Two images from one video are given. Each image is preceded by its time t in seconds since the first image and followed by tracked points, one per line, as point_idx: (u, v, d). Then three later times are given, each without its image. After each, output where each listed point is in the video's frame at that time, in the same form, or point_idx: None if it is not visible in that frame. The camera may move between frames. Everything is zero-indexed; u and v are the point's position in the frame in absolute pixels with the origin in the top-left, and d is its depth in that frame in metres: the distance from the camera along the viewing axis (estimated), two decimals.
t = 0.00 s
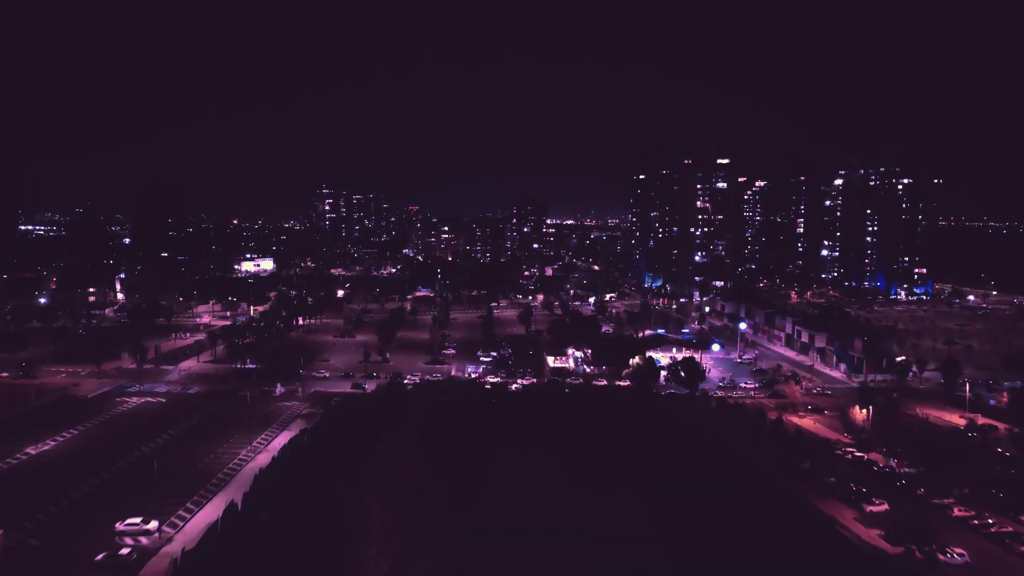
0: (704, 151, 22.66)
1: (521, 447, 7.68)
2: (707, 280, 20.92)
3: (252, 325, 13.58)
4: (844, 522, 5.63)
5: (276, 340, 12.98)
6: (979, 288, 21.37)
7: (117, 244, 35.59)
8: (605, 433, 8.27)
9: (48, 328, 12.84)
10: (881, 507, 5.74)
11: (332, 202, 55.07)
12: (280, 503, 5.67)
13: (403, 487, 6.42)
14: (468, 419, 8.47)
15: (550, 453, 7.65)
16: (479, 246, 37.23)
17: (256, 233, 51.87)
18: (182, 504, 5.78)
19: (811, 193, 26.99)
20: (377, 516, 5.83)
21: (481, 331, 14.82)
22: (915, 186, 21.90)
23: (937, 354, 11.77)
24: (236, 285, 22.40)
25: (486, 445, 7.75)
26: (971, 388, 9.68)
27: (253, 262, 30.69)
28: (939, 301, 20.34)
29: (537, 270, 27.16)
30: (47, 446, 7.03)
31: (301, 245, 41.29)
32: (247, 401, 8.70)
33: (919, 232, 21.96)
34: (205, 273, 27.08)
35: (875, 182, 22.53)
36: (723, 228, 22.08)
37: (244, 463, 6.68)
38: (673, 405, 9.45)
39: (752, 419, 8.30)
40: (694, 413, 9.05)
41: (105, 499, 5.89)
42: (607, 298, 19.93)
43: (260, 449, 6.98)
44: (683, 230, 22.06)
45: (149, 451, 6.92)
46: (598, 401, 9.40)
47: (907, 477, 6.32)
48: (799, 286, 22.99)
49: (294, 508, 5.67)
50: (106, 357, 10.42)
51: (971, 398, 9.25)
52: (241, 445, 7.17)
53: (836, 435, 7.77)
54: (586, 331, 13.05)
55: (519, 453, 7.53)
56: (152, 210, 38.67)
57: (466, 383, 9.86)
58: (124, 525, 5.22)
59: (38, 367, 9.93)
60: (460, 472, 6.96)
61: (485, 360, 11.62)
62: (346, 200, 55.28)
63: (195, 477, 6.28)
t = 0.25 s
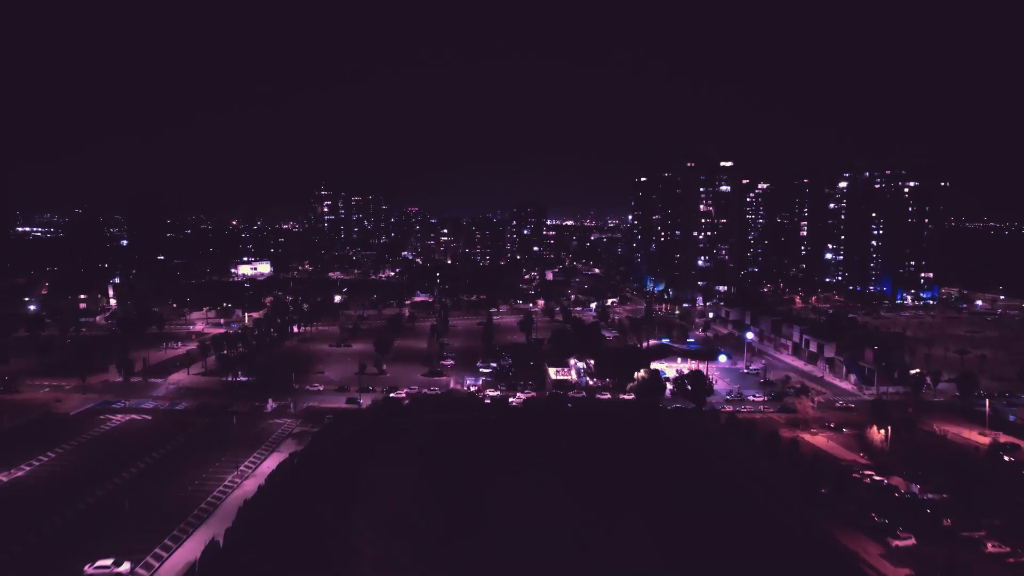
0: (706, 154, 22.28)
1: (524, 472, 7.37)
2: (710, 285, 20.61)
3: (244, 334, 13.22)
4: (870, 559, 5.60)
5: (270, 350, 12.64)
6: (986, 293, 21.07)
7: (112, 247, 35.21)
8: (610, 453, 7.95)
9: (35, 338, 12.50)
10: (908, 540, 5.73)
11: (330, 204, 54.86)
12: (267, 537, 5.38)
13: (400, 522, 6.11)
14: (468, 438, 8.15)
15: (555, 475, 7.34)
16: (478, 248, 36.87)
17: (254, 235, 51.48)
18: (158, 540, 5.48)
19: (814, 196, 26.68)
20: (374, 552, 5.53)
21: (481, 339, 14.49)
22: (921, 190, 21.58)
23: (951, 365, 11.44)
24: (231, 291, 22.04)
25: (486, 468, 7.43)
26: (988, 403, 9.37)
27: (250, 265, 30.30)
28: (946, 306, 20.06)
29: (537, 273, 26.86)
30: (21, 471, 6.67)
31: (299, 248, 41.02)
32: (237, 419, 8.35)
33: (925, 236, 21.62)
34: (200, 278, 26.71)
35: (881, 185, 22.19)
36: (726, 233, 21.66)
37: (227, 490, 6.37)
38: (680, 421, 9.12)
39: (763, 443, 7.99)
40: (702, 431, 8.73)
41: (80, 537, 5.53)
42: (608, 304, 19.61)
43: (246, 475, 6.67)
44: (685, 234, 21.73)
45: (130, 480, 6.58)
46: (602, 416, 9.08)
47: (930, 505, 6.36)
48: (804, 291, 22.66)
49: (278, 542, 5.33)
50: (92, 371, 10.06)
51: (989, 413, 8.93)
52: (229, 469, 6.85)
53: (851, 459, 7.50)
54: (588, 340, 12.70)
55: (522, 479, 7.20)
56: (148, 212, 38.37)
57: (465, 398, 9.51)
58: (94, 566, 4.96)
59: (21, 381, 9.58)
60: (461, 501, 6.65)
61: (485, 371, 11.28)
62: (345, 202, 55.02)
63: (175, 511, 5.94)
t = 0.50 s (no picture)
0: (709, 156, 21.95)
1: (525, 494, 7.04)
2: (713, 289, 20.30)
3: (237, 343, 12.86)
4: None
5: (263, 361, 12.28)
6: (994, 298, 20.76)
7: (109, 250, 34.86)
8: (616, 473, 7.63)
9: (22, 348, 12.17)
10: None
11: (329, 206, 54.66)
12: None
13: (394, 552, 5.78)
14: (467, 457, 7.81)
15: (558, 498, 7.01)
16: (478, 251, 36.54)
17: (252, 237, 51.16)
18: None
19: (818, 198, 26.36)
20: None
21: (480, 347, 14.17)
22: (928, 193, 21.26)
23: (964, 375, 11.11)
24: (226, 296, 21.70)
25: (486, 490, 7.11)
26: (1006, 418, 9.05)
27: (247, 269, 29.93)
28: (953, 310, 19.74)
29: (537, 277, 26.57)
30: None
31: (297, 250, 40.72)
32: (227, 437, 8.03)
33: (932, 239, 21.26)
34: (196, 282, 26.38)
35: (887, 188, 21.89)
36: (730, 237, 21.36)
37: (211, 522, 6.06)
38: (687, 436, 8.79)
39: (775, 463, 7.68)
40: (710, 447, 8.41)
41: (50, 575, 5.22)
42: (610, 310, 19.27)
43: (233, 503, 6.36)
44: (688, 238, 21.40)
45: (108, 508, 6.27)
46: (607, 432, 8.73)
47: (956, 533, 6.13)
48: (808, 295, 22.32)
49: None
50: (78, 384, 9.73)
51: (1008, 429, 8.59)
52: (215, 495, 6.52)
53: (867, 481, 7.18)
54: (591, 350, 12.37)
55: (523, 501, 6.87)
56: (145, 214, 38.06)
57: (464, 412, 9.18)
58: None
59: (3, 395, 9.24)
60: (459, 527, 6.32)
61: (485, 383, 10.94)
62: (344, 203, 54.78)
63: (154, 546, 5.64)
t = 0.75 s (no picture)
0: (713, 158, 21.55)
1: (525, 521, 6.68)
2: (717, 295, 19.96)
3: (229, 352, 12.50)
4: None
5: (256, 371, 11.90)
6: (1002, 302, 20.39)
7: (104, 253, 34.50)
8: (621, 496, 7.26)
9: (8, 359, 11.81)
10: None
11: (327, 208, 54.24)
12: None
13: None
14: (466, 478, 7.45)
15: (561, 527, 6.64)
16: (477, 254, 36.18)
17: (250, 239, 50.81)
18: None
19: (822, 201, 26.04)
20: None
21: (479, 356, 13.80)
22: (935, 196, 20.88)
23: (981, 387, 10.74)
24: (222, 301, 21.34)
25: (485, 516, 6.74)
26: None
27: (243, 272, 29.52)
28: (960, 316, 19.39)
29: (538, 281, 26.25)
30: None
31: (295, 253, 40.37)
32: (215, 456, 7.67)
33: (939, 243, 20.90)
34: (192, 287, 26.01)
35: (892, 191, 21.50)
36: (734, 240, 20.97)
37: (193, 554, 5.71)
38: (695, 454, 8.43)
39: (788, 484, 7.31)
40: (720, 465, 8.04)
41: None
42: (612, 317, 18.93)
43: (217, 534, 6.01)
44: (691, 243, 21.04)
45: (84, 540, 5.90)
46: (611, 448, 8.38)
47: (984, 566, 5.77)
48: (813, 300, 21.96)
49: None
50: (62, 398, 9.37)
51: None
52: (198, 525, 6.18)
53: (886, 504, 6.82)
54: (594, 360, 12.01)
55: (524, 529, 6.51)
56: (141, 216, 37.72)
57: (462, 429, 8.82)
58: None
59: None
60: (455, 558, 5.96)
61: (484, 396, 10.58)
62: (343, 205, 54.50)
63: None
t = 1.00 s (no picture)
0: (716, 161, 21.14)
1: (527, 549, 6.35)
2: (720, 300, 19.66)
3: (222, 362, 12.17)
4: None
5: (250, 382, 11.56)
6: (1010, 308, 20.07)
7: (100, 257, 34.15)
8: (627, 520, 6.93)
9: None
10: None
11: (325, 210, 53.78)
12: None
13: None
14: (465, 500, 7.13)
15: (565, 556, 6.31)
16: (477, 257, 35.84)
17: (248, 241, 50.47)
18: None
19: (826, 204, 25.73)
20: None
21: (478, 364, 13.48)
22: (941, 200, 20.55)
23: (996, 399, 10.43)
24: (218, 307, 20.98)
25: (485, 543, 6.42)
26: None
27: (240, 276, 29.19)
28: (968, 321, 19.09)
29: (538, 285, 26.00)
30: None
31: (293, 255, 40.04)
32: (202, 477, 7.35)
33: (946, 247, 20.55)
34: (187, 291, 25.68)
35: (898, 195, 21.30)
36: (737, 244, 20.61)
37: None
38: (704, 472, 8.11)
39: (802, 507, 6.99)
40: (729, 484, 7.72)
41: None
42: (614, 323, 18.61)
43: (198, 569, 5.66)
44: (694, 247, 20.71)
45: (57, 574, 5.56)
46: (617, 466, 8.06)
47: None
48: (817, 305, 21.64)
49: None
50: (46, 413, 9.05)
51: None
52: (181, 557, 5.84)
53: (907, 531, 6.49)
54: (597, 370, 11.69)
55: (525, 559, 6.18)
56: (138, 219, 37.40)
57: (462, 446, 8.50)
58: None
59: None
60: None
61: (484, 409, 10.26)
62: (342, 207, 54.31)
63: None
